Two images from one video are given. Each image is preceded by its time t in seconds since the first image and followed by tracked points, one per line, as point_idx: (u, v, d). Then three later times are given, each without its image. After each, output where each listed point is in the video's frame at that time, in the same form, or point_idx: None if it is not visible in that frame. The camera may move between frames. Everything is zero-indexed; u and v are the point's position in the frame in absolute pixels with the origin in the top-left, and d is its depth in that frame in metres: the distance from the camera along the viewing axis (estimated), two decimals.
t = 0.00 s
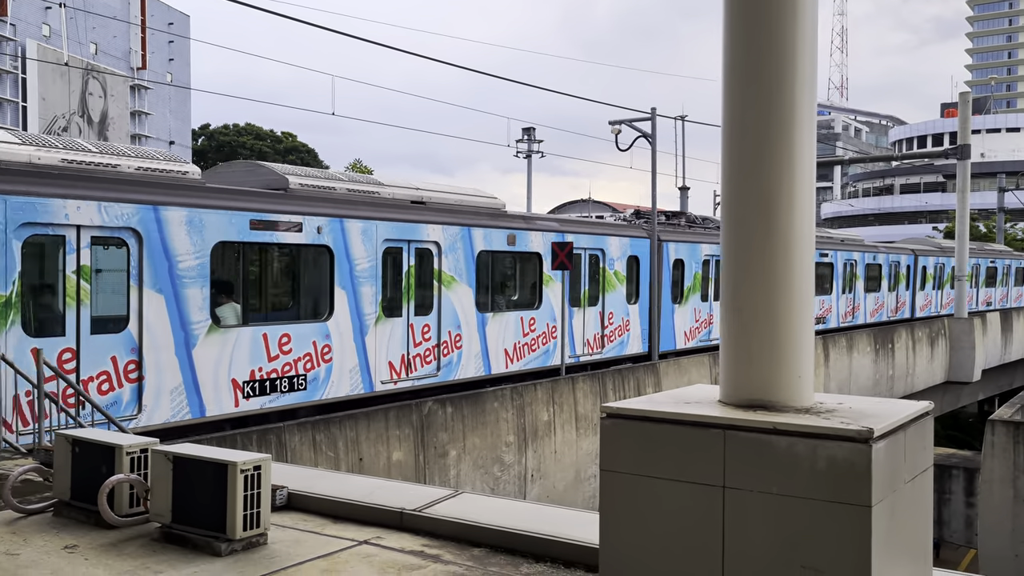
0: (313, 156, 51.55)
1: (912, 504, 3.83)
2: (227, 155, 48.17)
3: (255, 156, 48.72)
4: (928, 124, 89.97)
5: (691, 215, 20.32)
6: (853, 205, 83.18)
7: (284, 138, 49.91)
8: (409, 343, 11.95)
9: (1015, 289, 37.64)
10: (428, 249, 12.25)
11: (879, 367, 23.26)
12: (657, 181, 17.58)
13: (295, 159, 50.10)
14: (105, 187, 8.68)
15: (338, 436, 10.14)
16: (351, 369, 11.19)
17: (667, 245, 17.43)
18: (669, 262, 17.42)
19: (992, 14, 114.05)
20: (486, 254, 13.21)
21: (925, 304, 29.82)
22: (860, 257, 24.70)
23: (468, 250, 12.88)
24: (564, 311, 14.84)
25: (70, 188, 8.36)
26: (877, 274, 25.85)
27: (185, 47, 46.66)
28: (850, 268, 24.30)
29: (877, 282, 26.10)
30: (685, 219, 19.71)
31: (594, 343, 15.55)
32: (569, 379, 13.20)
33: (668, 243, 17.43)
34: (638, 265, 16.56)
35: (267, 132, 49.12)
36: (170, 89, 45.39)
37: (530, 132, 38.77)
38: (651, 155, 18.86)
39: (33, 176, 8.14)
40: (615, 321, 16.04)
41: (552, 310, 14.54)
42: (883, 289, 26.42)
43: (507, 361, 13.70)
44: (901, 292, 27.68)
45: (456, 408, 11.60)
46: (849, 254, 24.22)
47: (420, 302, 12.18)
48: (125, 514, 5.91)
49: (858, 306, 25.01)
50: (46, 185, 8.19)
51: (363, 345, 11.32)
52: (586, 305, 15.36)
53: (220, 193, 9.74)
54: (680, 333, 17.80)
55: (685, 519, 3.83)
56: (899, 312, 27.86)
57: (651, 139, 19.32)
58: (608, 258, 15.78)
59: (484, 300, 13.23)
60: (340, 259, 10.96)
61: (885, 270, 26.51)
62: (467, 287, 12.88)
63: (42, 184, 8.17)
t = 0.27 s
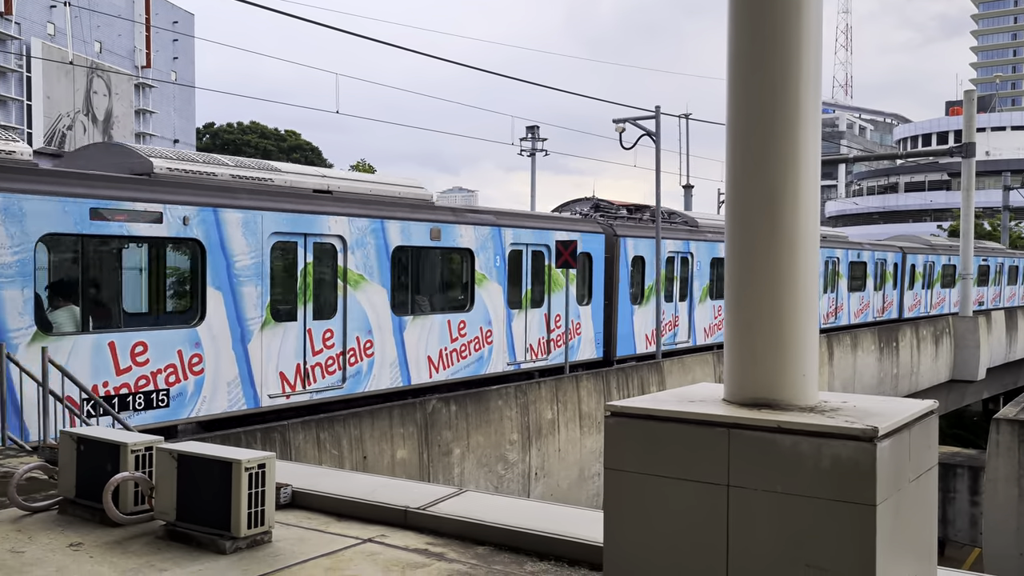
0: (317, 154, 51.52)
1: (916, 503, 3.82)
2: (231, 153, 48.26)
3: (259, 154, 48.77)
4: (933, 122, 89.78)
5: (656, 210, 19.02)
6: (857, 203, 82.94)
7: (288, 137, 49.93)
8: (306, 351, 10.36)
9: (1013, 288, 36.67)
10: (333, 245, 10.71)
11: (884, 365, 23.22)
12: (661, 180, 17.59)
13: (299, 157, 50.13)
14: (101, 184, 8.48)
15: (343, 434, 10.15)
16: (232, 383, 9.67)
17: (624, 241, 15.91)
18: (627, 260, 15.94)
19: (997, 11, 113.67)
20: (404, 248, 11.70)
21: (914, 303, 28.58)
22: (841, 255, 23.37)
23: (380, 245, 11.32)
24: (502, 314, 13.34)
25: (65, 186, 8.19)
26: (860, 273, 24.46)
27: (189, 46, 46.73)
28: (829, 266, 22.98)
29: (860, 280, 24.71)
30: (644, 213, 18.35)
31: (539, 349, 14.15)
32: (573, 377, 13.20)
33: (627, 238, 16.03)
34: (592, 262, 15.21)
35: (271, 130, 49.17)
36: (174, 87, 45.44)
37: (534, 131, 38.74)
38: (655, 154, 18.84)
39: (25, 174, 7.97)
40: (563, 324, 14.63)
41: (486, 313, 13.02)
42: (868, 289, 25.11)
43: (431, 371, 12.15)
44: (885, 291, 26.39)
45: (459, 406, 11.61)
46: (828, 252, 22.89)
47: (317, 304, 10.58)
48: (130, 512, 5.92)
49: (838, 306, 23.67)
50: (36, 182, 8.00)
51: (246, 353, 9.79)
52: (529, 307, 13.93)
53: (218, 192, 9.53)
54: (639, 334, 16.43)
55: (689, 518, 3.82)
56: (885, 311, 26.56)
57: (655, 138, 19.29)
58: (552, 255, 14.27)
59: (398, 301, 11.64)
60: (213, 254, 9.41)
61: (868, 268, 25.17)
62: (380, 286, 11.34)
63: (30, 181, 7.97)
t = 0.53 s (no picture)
0: (321, 152, 51.47)
1: (920, 503, 3.81)
2: (235, 152, 48.34)
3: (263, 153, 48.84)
4: (937, 121, 89.60)
5: (614, 203, 17.97)
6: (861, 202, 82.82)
7: (292, 135, 49.96)
8: (172, 362, 9.29)
9: (1006, 288, 35.69)
10: (208, 238, 9.67)
11: (888, 364, 23.18)
12: (665, 179, 17.60)
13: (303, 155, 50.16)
14: (85, 182, 8.60)
15: (346, 433, 10.16)
16: (285, 376, 10.50)
17: (575, 235, 15.24)
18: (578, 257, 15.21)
19: (1002, 9, 113.38)
20: (298, 244, 10.63)
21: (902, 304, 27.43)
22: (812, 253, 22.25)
23: (269, 241, 10.28)
24: (427, 318, 12.43)
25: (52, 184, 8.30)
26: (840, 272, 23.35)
27: (193, 45, 46.80)
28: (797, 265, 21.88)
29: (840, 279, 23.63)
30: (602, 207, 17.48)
31: (471, 356, 13.24)
32: (577, 376, 13.20)
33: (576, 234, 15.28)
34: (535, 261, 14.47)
35: (275, 129, 49.23)
36: (178, 86, 45.49)
37: (537, 129, 38.73)
38: (659, 152, 18.84)
39: (9, 171, 8.03)
40: (499, 328, 13.75)
41: (405, 316, 12.07)
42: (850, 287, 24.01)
43: (335, 382, 11.09)
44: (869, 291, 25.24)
45: (463, 405, 11.61)
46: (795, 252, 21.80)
47: (188, 311, 9.48)
48: (134, 510, 5.93)
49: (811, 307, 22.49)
50: (19, 179, 8.06)
51: (88, 365, 8.60)
52: (457, 309, 13.03)
53: (199, 187, 9.66)
54: (593, 338, 15.61)
55: (692, 517, 3.82)
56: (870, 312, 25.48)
57: (659, 136, 19.27)
58: (486, 252, 13.45)
59: (295, 304, 10.60)
60: (44, 253, 8.22)
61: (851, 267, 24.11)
62: (268, 286, 10.28)
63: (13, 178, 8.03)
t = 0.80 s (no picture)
0: (324, 152, 51.44)
1: (923, 502, 3.80)
2: (239, 151, 48.42)
3: (267, 152, 48.90)
4: (941, 120, 89.50)
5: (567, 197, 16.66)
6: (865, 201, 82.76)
7: (294, 134, 50.01)
8: None
9: (998, 288, 34.64)
10: (41, 231, 8.34)
11: (891, 364, 23.15)
12: (667, 178, 17.62)
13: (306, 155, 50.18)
14: (84, 182, 8.70)
15: (349, 431, 10.17)
16: (147, 390, 9.20)
17: (514, 231, 14.11)
18: (518, 254, 14.18)
19: (1006, 8, 113.17)
20: (178, 240, 9.48)
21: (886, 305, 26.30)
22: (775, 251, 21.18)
23: (123, 236, 8.96)
24: (333, 325, 11.20)
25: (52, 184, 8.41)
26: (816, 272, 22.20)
27: (196, 44, 46.84)
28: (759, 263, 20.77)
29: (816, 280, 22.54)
30: (551, 202, 16.30)
31: (387, 366, 11.99)
32: (580, 375, 13.20)
33: (515, 229, 14.16)
34: (467, 259, 13.34)
35: (278, 128, 49.25)
36: (181, 86, 45.49)
37: (540, 128, 38.68)
38: (661, 152, 18.86)
39: (7, 170, 8.13)
40: (423, 334, 12.54)
41: (305, 321, 10.81)
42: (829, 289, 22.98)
43: (212, 398, 9.74)
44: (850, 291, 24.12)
45: (466, 404, 11.61)
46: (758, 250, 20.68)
47: (7, 319, 8.13)
48: (137, 509, 5.94)
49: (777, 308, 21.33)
50: (18, 179, 8.16)
51: None
52: (371, 314, 11.75)
53: (200, 188, 9.75)
54: (538, 345, 14.60)
55: (695, 517, 3.82)
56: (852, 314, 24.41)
57: (662, 135, 19.27)
58: (406, 250, 12.24)
59: (156, 308, 9.27)
60: None
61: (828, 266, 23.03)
62: (123, 289, 8.97)
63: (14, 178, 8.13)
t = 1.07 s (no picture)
0: (328, 151, 51.48)
1: (927, 501, 3.80)
2: (242, 150, 48.50)
3: (271, 151, 48.97)
4: (946, 119, 89.32)
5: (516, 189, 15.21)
6: (869, 199, 82.66)
7: (298, 134, 50.08)
8: None
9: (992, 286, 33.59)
10: None
11: (895, 363, 23.11)
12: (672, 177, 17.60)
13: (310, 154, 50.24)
14: (82, 181, 8.63)
15: (353, 430, 10.18)
16: None
17: (443, 226, 12.57)
18: (449, 252, 12.62)
19: (1011, 6, 112.93)
20: (5, 233, 8.02)
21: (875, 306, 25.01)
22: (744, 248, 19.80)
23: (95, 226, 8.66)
24: (213, 331, 9.76)
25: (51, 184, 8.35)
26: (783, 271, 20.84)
27: (200, 44, 46.88)
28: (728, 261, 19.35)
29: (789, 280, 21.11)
30: (498, 192, 14.68)
31: (285, 378, 10.54)
32: (583, 374, 13.20)
33: (446, 223, 12.61)
34: (385, 256, 11.83)
35: (281, 127, 49.29)
36: (185, 85, 45.50)
37: (544, 128, 38.67)
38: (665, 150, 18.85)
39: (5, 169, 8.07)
40: (330, 342, 11.07)
41: (176, 327, 9.39)
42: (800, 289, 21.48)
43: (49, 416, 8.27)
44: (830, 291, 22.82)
45: (470, 403, 11.62)
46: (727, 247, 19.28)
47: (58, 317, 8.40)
48: (142, 507, 5.95)
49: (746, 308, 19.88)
50: (16, 178, 8.10)
51: None
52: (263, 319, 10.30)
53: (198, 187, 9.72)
54: (473, 352, 13.06)
55: (699, 516, 3.82)
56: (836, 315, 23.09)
57: (666, 134, 19.26)
58: (308, 247, 10.76)
59: None
60: None
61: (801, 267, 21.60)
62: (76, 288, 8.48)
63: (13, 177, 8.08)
